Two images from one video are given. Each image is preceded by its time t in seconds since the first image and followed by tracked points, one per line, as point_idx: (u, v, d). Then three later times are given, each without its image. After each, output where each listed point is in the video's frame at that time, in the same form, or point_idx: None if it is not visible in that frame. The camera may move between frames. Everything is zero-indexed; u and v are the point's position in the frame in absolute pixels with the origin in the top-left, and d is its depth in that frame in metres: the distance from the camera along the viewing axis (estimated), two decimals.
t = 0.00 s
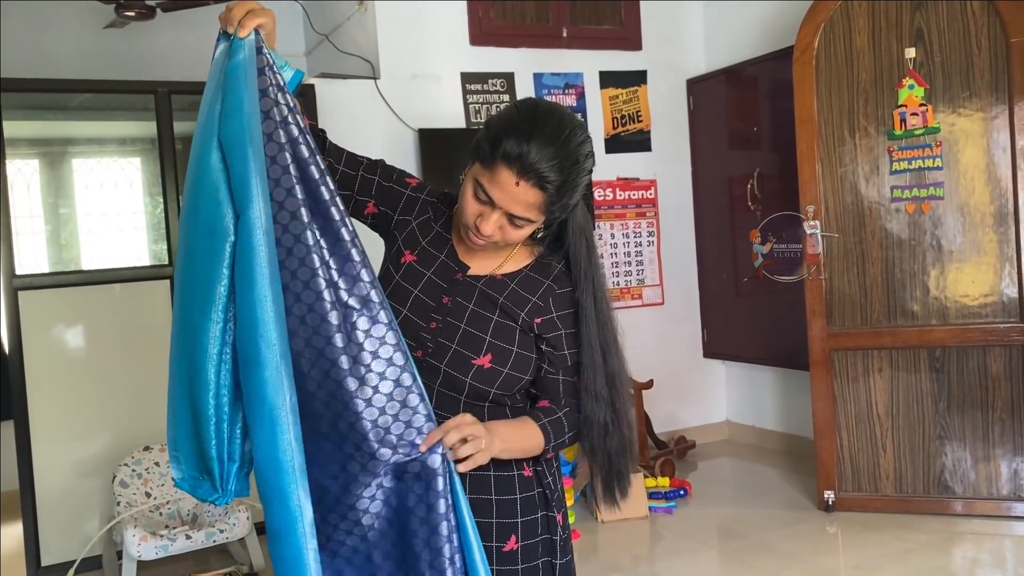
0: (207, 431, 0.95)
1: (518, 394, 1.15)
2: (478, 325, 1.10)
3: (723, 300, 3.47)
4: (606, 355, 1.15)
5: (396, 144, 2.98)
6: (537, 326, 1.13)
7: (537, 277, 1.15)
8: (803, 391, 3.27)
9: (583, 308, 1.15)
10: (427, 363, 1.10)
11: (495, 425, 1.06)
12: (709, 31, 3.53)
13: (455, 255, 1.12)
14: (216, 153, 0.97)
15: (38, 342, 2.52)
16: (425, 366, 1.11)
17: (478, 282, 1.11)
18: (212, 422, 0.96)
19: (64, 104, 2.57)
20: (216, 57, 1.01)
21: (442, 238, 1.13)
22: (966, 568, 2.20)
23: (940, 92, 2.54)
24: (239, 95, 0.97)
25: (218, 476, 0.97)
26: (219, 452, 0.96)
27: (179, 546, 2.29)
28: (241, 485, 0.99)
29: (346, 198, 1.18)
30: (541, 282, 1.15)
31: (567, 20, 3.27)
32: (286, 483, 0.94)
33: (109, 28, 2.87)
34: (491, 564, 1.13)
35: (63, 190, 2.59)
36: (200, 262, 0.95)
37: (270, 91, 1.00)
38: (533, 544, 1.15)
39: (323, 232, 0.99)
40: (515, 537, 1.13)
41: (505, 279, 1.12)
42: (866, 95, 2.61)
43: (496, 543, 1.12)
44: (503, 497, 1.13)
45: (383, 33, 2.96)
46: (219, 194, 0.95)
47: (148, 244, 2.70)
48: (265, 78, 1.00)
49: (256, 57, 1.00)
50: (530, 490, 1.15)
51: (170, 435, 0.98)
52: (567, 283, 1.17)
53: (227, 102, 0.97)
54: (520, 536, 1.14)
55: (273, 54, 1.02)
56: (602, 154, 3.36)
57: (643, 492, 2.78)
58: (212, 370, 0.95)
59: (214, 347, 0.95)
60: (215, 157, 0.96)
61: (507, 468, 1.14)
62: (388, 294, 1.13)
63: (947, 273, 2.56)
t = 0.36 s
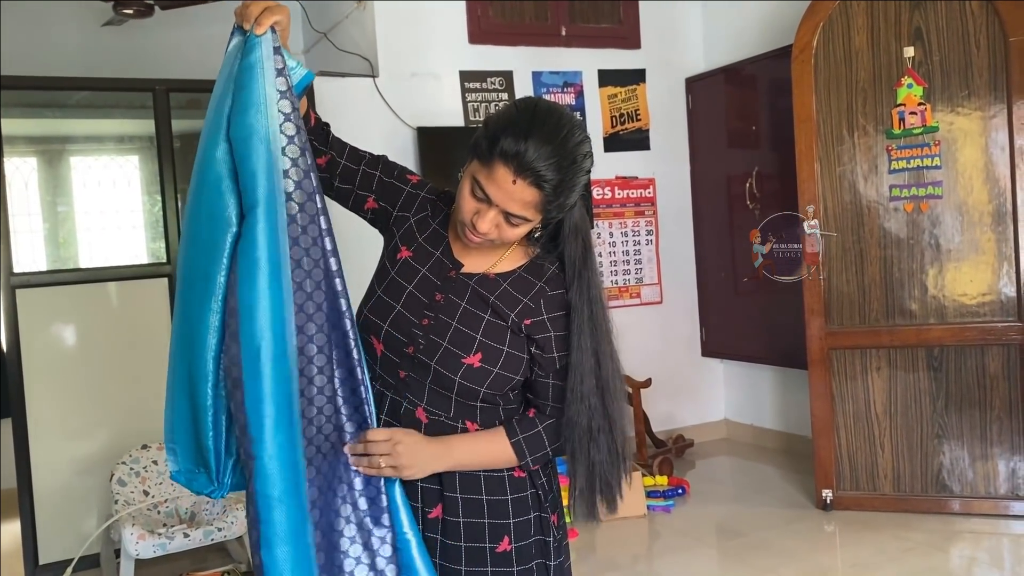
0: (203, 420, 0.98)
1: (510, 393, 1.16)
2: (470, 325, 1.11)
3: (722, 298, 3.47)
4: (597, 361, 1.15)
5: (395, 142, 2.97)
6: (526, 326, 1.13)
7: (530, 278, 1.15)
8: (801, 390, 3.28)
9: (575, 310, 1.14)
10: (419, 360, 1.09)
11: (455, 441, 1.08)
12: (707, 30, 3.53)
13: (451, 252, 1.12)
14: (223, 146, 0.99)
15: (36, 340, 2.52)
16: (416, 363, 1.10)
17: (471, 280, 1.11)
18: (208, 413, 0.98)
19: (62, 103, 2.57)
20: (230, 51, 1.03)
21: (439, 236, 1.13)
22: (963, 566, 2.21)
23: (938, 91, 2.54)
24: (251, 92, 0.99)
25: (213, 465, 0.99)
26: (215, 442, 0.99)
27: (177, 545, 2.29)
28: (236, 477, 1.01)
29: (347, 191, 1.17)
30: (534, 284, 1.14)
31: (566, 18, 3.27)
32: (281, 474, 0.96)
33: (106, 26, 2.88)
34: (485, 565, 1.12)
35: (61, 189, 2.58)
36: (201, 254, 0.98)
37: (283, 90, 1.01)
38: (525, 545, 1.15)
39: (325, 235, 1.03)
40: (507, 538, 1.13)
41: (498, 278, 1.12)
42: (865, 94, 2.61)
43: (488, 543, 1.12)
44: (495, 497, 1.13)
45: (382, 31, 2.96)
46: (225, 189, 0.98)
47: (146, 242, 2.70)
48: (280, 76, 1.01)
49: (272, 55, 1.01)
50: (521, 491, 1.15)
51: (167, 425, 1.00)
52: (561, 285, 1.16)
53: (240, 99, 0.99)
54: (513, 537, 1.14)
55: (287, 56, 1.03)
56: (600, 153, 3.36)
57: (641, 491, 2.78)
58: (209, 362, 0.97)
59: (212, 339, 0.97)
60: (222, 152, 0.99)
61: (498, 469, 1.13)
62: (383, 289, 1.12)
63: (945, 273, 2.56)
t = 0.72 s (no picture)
0: (204, 381, 1.00)
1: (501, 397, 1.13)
2: (460, 325, 1.09)
3: (721, 297, 3.47)
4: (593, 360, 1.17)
5: (394, 140, 2.97)
6: (513, 329, 1.10)
7: (522, 282, 1.13)
8: (800, 389, 3.28)
9: (574, 313, 1.14)
10: (411, 357, 1.09)
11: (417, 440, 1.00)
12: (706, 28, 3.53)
13: (447, 251, 1.12)
14: (244, 115, 1.00)
15: (36, 339, 2.52)
16: (408, 360, 1.10)
17: (464, 280, 1.11)
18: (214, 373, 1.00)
19: (60, 100, 2.56)
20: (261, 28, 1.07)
21: (437, 234, 1.13)
22: (962, 565, 2.21)
23: (938, 90, 2.54)
24: (278, 61, 1.00)
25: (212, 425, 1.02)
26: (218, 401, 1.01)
27: (176, 542, 2.29)
28: (231, 445, 1.04)
29: (350, 188, 1.20)
30: (525, 287, 1.12)
31: (565, 17, 3.27)
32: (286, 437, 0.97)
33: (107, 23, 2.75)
34: (479, 564, 1.12)
35: (60, 186, 2.57)
36: (214, 218, 0.99)
37: (309, 65, 1.04)
38: (520, 544, 1.15)
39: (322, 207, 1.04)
40: (502, 537, 1.14)
41: (489, 279, 1.11)
42: (864, 93, 2.61)
43: (483, 542, 1.13)
44: (489, 496, 1.13)
45: (381, 30, 2.95)
46: (241, 155, 0.99)
47: (145, 241, 2.70)
48: (305, 50, 1.03)
49: (301, 32, 1.04)
50: (516, 490, 1.15)
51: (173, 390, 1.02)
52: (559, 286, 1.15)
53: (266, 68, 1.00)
54: (508, 536, 1.14)
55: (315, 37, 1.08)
56: (599, 152, 3.36)
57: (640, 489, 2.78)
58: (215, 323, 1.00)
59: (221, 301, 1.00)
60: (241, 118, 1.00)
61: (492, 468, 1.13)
62: (380, 286, 1.12)
63: (944, 272, 2.56)
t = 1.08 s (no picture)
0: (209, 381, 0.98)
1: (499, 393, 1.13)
2: (456, 321, 1.09)
3: (719, 295, 3.47)
4: (592, 353, 1.16)
5: (393, 138, 2.97)
6: (511, 324, 1.10)
7: (518, 277, 1.13)
8: (799, 387, 3.28)
9: (574, 307, 1.14)
10: (407, 353, 1.09)
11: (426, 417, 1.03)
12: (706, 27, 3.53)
13: (443, 247, 1.12)
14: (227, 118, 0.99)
15: (36, 336, 2.52)
16: (405, 356, 1.10)
17: (460, 276, 1.11)
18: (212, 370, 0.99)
19: (59, 97, 2.55)
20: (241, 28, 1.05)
21: (433, 231, 1.13)
22: (959, 564, 2.21)
23: (937, 88, 2.53)
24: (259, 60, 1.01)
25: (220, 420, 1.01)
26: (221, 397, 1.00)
27: (174, 540, 2.29)
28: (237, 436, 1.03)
29: (348, 186, 1.21)
30: (521, 282, 1.12)
31: (564, 15, 3.26)
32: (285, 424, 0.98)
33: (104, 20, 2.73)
34: (472, 563, 1.13)
35: (59, 183, 2.56)
36: (206, 218, 0.99)
37: (290, 63, 1.03)
38: (513, 543, 1.15)
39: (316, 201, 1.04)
40: (495, 536, 1.13)
41: (486, 275, 1.11)
42: (863, 92, 2.61)
43: (476, 540, 1.12)
44: (483, 494, 1.13)
45: (380, 27, 2.95)
46: (229, 155, 0.99)
47: (144, 238, 2.69)
48: (286, 48, 1.03)
49: (279, 29, 1.03)
50: (510, 489, 1.14)
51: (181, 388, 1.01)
52: (557, 280, 1.15)
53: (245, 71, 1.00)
54: (501, 535, 1.14)
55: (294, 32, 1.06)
56: (598, 150, 3.35)
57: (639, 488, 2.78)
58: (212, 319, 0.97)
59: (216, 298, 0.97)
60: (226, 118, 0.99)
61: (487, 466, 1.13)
62: (377, 283, 1.12)
63: (943, 270, 2.56)
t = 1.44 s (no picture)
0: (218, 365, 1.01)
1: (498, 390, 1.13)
2: (455, 318, 1.09)
3: (718, 294, 3.47)
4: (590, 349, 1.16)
5: (392, 136, 2.97)
6: (508, 323, 1.10)
7: (516, 275, 1.12)
8: (798, 386, 3.28)
9: (572, 304, 1.13)
10: (406, 350, 1.08)
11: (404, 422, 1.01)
12: (705, 25, 3.53)
13: (443, 244, 1.12)
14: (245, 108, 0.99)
15: (34, 333, 2.52)
16: (404, 353, 1.09)
17: (458, 272, 1.11)
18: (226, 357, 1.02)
19: (59, 94, 2.56)
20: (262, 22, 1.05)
21: (433, 228, 1.13)
22: (957, 562, 2.22)
23: (936, 86, 2.53)
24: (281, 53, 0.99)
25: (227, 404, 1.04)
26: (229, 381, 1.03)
27: (173, 537, 2.29)
28: (247, 419, 1.07)
29: (349, 184, 1.22)
30: (518, 280, 1.12)
31: (563, 13, 3.26)
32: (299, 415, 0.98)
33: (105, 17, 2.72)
34: (474, 560, 1.12)
35: (57, 180, 2.57)
36: (219, 209, 1.00)
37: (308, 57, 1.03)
38: (515, 539, 1.14)
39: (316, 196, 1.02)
40: (497, 533, 1.13)
41: (484, 272, 1.11)
42: (862, 90, 2.61)
43: (478, 537, 1.12)
44: (484, 491, 1.13)
45: (379, 24, 2.95)
46: (243, 147, 0.99)
47: (143, 235, 2.69)
48: (304, 41, 1.02)
49: (300, 23, 1.03)
50: (511, 486, 1.15)
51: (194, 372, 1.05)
52: (552, 280, 1.14)
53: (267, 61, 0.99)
54: (502, 532, 1.14)
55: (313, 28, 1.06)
56: (598, 148, 3.36)
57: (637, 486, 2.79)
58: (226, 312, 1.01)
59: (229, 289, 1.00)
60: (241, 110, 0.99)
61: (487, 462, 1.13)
62: (376, 279, 1.12)
63: (942, 269, 2.56)
